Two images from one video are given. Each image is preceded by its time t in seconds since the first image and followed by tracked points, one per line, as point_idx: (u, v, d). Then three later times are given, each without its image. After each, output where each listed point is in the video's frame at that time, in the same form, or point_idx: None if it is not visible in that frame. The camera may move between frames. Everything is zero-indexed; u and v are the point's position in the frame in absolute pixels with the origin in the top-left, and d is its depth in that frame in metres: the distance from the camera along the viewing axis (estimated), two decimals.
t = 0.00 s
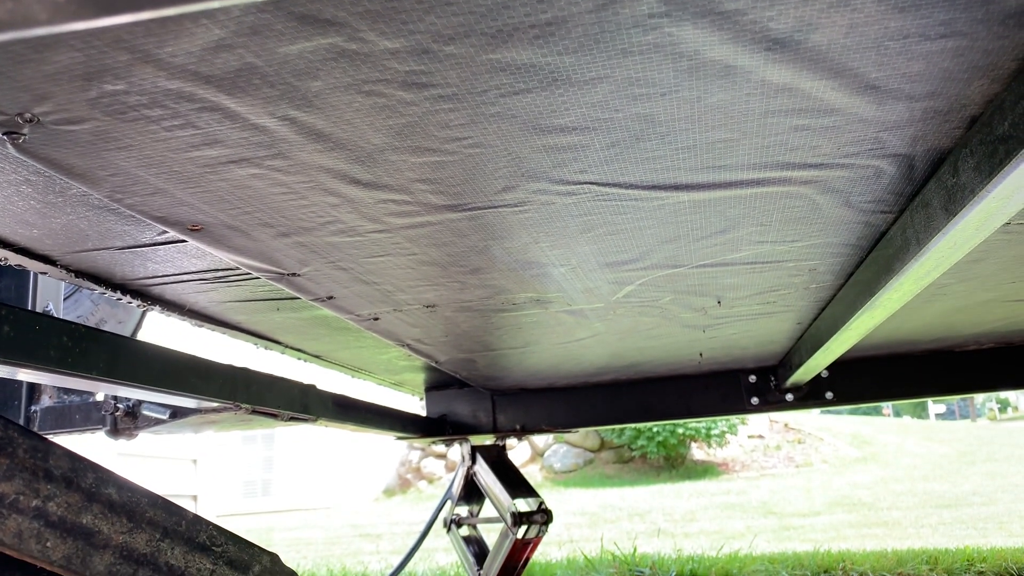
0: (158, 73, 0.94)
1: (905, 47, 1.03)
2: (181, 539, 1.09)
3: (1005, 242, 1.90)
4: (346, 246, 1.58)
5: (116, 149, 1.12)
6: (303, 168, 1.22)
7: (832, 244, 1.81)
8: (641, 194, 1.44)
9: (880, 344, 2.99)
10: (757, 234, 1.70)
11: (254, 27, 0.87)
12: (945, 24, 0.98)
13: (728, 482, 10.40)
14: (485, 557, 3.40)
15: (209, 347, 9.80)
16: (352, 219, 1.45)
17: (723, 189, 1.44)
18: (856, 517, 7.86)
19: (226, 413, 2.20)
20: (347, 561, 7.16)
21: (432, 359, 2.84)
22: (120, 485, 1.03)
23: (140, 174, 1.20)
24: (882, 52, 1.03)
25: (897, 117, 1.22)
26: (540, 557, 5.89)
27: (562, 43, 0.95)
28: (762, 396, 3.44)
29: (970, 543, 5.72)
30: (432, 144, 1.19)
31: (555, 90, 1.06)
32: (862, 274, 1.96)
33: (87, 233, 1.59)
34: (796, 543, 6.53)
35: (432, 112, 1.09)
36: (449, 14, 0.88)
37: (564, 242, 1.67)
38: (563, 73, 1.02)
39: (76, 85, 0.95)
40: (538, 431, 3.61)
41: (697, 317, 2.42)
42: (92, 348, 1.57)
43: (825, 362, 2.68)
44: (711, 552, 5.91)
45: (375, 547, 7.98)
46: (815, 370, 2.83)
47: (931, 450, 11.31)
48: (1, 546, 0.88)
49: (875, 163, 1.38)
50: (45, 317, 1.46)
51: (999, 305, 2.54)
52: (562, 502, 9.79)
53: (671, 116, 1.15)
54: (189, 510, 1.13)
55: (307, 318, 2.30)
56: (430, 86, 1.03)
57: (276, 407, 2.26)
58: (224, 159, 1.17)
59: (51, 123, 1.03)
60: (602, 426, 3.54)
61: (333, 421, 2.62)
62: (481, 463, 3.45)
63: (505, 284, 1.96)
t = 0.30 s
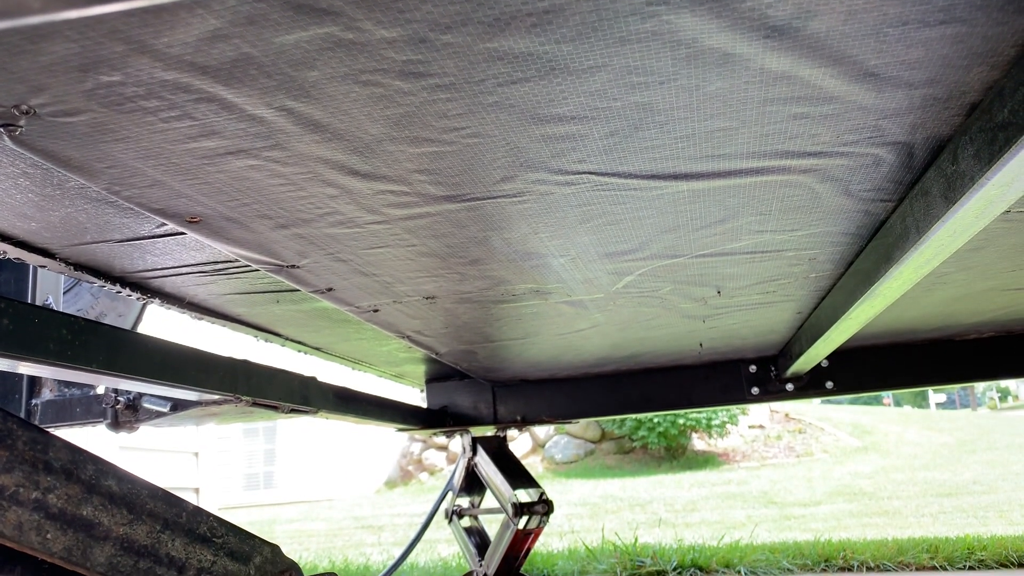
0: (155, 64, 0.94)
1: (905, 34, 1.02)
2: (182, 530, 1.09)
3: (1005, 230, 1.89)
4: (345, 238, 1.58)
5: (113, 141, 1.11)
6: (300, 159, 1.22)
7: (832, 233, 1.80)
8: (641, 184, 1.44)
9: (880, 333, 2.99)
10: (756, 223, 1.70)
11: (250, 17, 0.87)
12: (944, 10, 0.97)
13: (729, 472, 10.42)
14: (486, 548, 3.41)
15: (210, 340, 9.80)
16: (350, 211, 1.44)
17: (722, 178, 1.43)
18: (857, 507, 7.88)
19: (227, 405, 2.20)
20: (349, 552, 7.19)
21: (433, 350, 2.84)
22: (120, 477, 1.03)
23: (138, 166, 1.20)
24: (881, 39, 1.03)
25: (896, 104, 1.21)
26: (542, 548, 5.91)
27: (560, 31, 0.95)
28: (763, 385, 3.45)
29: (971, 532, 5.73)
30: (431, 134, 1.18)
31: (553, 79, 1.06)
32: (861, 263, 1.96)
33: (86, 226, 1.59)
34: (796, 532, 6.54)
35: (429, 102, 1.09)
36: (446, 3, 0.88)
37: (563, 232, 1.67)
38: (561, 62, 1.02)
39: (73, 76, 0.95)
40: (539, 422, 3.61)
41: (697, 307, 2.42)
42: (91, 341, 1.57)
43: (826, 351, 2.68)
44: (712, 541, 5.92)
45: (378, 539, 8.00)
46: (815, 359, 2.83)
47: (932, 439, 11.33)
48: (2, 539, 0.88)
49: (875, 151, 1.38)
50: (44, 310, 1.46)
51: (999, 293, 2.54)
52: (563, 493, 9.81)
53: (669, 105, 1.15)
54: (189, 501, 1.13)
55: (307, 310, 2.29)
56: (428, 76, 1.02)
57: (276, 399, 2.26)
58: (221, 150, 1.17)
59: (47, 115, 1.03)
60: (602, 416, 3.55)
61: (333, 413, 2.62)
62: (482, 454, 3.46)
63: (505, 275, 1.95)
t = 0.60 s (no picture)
0: (148, 56, 0.94)
1: (900, 25, 1.02)
2: (178, 522, 1.09)
3: (1003, 222, 1.89)
4: (342, 231, 1.58)
5: (109, 134, 1.11)
6: (296, 152, 1.22)
7: (829, 225, 1.80)
8: (637, 176, 1.43)
9: (879, 326, 2.99)
10: (753, 216, 1.70)
11: (244, 9, 0.87)
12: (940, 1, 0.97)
13: (729, 465, 10.43)
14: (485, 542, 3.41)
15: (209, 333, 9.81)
16: (347, 204, 1.44)
17: (718, 170, 1.43)
18: (857, 500, 7.89)
19: (225, 399, 2.20)
20: (349, 547, 7.20)
21: (431, 344, 2.84)
22: (115, 469, 1.03)
23: (133, 158, 1.20)
24: (877, 30, 1.03)
25: (893, 96, 1.21)
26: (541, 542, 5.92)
27: (554, 22, 0.95)
28: (762, 379, 3.45)
29: (970, 525, 5.74)
30: (426, 126, 1.18)
31: (548, 71, 1.06)
32: (859, 256, 1.96)
33: (83, 220, 1.59)
34: (796, 526, 6.56)
35: (425, 94, 1.09)
36: None
37: (560, 225, 1.67)
38: (556, 53, 1.01)
39: (66, 68, 0.95)
40: (538, 416, 3.62)
41: (695, 300, 2.42)
42: (88, 334, 1.57)
43: (824, 345, 2.68)
44: (711, 535, 5.93)
45: (378, 533, 8.02)
46: (813, 353, 2.83)
47: (932, 433, 11.34)
48: None
49: (871, 144, 1.37)
50: (41, 304, 1.46)
51: (998, 286, 2.54)
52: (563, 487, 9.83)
53: (665, 97, 1.15)
54: (186, 494, 1.13)
55: (305, 303, 2.29)
56: (423, 67, 1.02)
57: (274, 392, 2.26)
58: (217, 143, 1.17)
59: (41, 108, 1.03)
60: (601, 410, 3.55)
61: (332, 406, 2.62)
62: (481, 448, 3.46)
63: (502, 268, 1.95)
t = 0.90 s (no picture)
0: (141, 53, 0.94)
1: (894, 23, 1.02)
2: (173, 519, 1.09)
3: (1000, 219, 1.89)
4: (338, 228, 1.58)
5: (103, 131, 1.11)
6: (291, 149, 1.22)
7: (825, 223, 1.80)
8: (633, 174, 1.43)
9: (876, 323, 3.00)
10: (750, 213, 1.70)
11: (236, 6, 0.87)
12: None
13: (728, 463, 10.44)
14: (484, 539, 3.41)
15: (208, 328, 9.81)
16: (342, 201, 1.44)
17: (713, 168, 1.43)
18: (856, 498, 7.90)
19: (222, 396, 2.20)
20: (348, 544, 7.21)
21: (429, 341, 2.84)
22: (109, 465, 1.03)
23: (128, 155, 1.20)
24: (870, 27, 1.03)
25: (887, 93, 1.21)
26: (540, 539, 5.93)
27: (547, 19, 0.95)
28: (760, 376, 3.46)
29: (968, 522, 5.75)
30: (421, 123, 1.18)
31: (542, 68, 1.06)
32: (855, 253, 1.96)
33: (79, 216, 1.59)
34: (795, 523, 6.57)
35: (419, 91, 1.09)
36: None
37: (556, 222, 1.67)
38: (549, 51, 1.02)
39: (60, 65, 0.95)
40: (536, 413, 3.62)
41: (692, 297, 2.42)
42: (85, 331, 1.58)
43: (821, 342, 2.68)
44: (709, 532, 5.93)
45: (378, 530, 8.03)
46: (810, 350, 2.83)
47: (931, 430, 11.34)
48: None
49: (867, 141, 1.37)
50: (37, 301, 1.46)
51: (996, 284, 2.54)
52: (563, 484, 9.84)
53: (659, 94, 1.15)
54: (181, 490, 1.13)
55: (303, 301, 2.30)
56: (416, 65, 1.02)
57: (272, 389, 2.27)
58: (211, 140, 1.17)
59: (35, 105, 1.03)
60: (599, 407, 3.56)
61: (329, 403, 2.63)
62: (479, 445, 3.46)
63: (499, 266, 1.96)
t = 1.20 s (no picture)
0: (135, 54, 0.94)
1: (887, 24, 1.02)
2: (166, 520, 1.09)
3: (996, 220, 1.89)
4: (334, 229, 1.58)
5: (98, 132, 1.11)
6: (286, 150, 1.22)
7: (821, 224, 1.80)
8: (628, 175, 1.44)
9: (874, 324, 3.00)
10: (745, 215, 1.70)
11: (229, 7, 0.87)
12: None
13: (727, 464, 10.43)
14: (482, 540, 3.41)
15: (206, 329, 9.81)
16: (338, 202, 1.44)
17: (709, 169, 1.43)
18: (855, 498, 7.90)
19: (220, 397, 2.20)
20: (347, 545, 7.21)
21: (427, 342, 2.85)
22: (103, 466, 1.03)
23: (123, 157, 1.20)
24: (864, 28, 1.03)
25: (882, 94, 1.21)
26: (539, 539, 5.92)
27: (541, 21, 0.95)
28: (758, 377, 3.46)
29: (967, 523, 5.75)
30: (415, 125, 1.18)
31: (536, 69, 1.06)
32: (852, 254, 1.96)
33: (75, 218, 1.59)
34: (794, 524, 6.56)
35: (413, 92, 1.09)
36: None
37: (552, 223, 1.67)
38: (543, 52, 1.02)
39: (54, 67, 0.95)
40: (534, 414, 3.62)
41: (689, 298, 2.42)
42: (81, 332, 1.58)
43: (819, 344, 2.68)
44: (707, 533, 5.93)
45: (377, 531, 8.02)
46: (808, 351, 2.83)
47: (931, 431, 11.34)
48: None
49: (862, 142, 1.37)
50: (33, 302, 1.46)
51: (993, 284, 2.54)
52: (562, 485, 9.85)
53: (654, 95, 1.15)
54: (175, 491, 1.13)
55: (300, 302, 2.30)
56: (411, 66, 1.02)
57: (270, 391, 2.27)
58: (206, 141, 1.17)
59: (30, 106, 1.03)
60: (598, 408, 3.56)
61: (327, 404, 2.63)
62: (477, 446, 3.46)
63: (496, 267, 1.96)
